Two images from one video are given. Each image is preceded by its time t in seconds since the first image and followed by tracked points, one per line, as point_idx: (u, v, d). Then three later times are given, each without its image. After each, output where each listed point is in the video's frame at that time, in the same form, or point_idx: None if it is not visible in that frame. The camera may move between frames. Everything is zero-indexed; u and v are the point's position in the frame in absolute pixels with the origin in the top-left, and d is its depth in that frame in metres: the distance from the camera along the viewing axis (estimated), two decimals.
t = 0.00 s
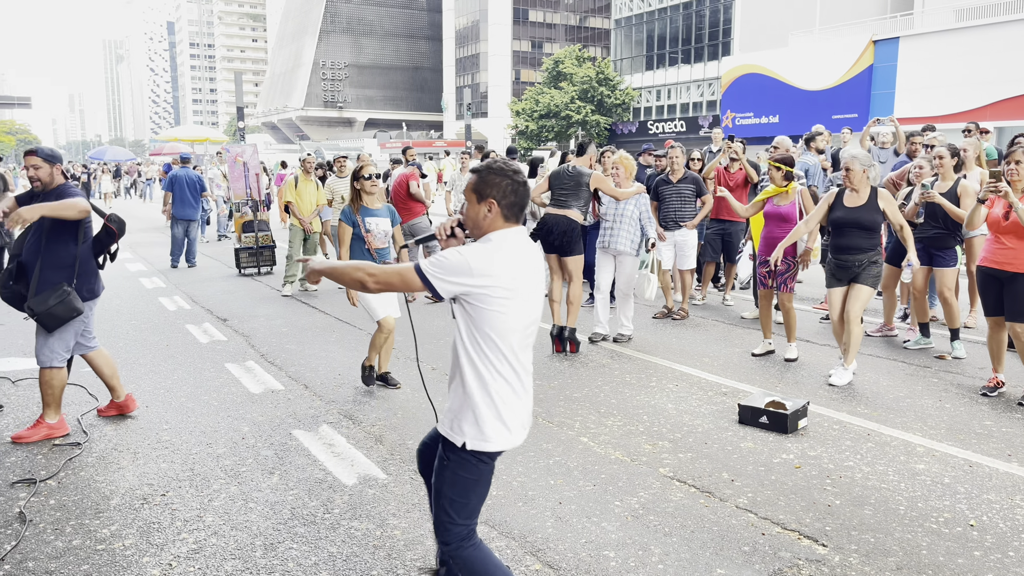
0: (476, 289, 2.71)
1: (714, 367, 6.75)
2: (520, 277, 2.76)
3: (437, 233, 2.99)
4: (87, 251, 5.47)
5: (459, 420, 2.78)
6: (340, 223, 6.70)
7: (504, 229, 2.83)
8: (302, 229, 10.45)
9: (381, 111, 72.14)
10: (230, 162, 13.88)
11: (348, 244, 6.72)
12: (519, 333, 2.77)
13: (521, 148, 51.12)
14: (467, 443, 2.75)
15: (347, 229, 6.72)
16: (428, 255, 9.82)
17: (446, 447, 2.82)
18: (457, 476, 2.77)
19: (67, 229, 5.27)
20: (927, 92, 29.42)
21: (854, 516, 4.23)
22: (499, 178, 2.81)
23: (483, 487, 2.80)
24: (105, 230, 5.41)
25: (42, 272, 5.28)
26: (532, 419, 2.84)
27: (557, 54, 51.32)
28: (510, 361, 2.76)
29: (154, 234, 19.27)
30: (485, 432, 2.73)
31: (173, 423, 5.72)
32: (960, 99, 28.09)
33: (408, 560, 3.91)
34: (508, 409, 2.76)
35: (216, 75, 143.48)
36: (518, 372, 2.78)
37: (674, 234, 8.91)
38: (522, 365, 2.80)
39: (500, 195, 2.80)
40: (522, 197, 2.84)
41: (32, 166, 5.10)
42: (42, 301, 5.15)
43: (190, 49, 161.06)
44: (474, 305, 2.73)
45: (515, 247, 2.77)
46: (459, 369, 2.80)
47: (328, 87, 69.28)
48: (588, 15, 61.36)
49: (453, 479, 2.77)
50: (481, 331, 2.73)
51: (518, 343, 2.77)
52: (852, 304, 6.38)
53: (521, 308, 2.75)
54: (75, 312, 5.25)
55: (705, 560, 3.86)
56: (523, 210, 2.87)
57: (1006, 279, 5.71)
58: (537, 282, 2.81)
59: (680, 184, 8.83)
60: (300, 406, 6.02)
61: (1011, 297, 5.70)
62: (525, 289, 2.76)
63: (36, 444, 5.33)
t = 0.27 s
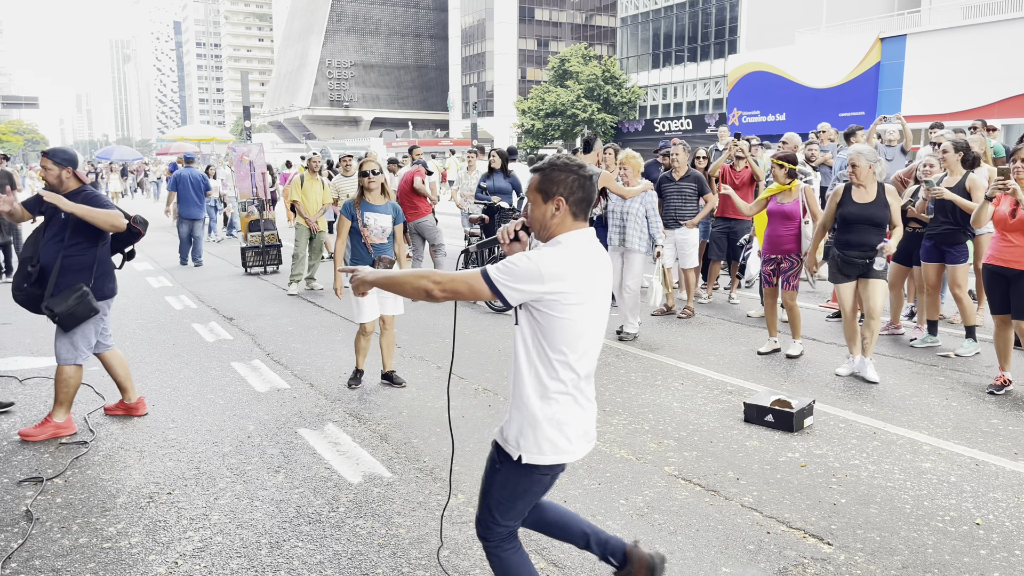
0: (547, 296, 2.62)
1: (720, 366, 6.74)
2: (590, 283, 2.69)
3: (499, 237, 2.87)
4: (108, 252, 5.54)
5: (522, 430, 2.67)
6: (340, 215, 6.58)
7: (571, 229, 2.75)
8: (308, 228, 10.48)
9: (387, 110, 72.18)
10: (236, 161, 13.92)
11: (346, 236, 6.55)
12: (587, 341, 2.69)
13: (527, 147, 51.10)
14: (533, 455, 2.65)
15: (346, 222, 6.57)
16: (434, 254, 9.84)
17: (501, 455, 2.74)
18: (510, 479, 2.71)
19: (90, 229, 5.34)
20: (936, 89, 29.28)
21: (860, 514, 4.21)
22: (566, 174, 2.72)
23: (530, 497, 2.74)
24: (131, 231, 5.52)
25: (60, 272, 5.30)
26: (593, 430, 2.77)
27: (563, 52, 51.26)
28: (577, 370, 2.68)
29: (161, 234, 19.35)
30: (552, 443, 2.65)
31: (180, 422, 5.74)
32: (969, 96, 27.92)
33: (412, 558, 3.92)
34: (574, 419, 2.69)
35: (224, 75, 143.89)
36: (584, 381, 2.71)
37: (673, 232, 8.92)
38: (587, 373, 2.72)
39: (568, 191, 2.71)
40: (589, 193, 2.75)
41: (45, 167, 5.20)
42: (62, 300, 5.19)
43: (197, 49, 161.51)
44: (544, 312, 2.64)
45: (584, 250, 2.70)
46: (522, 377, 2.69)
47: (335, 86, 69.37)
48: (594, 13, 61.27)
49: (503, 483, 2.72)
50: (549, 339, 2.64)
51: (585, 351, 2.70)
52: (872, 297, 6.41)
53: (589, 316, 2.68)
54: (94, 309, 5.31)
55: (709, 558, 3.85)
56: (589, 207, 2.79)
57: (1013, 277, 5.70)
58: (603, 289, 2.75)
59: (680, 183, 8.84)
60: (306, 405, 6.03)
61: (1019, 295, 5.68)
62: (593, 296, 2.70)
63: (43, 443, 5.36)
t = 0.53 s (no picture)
0: (612, 286, 2.41)
1: (719, 364, 6.73)
2: (658, 273, 2.46)
3: (558, 232, 2.70)
4: (110, 254, 5.50)
5: (588, 428, 2.49)
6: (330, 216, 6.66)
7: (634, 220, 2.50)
8: (308, 227, 10.47)
9: (387, 109, 72.20)
10: (236, 160, 13.93)
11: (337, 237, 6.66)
12: (657, 334, 2.47)
13: (527, 146, 51.10)
14: (601, 455, 2.46)
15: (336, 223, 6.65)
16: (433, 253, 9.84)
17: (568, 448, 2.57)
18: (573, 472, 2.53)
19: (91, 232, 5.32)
20: (936, 88, 29.27)
21: (860, 512, 4.21)
22: (623, 160, 2.48)
23: (593, 495, 2.54)
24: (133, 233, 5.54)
25: (89, 274, 5.39)
26: (669, 430, 2.56)
27: (563, 51, 51.26)
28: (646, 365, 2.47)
29: (162, 233, 19.37)
30: (620, 443, 2.46)
31: (180, 421, 5.75)
32: (969, 94, 27.90)
33: (412, 556, 3.92)
34: (645, 418, 2.48)
35: (224, 74, 143.95)
36: (655, 378, 2.49)
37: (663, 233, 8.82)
38: (659, 369, 2.51)
39: (627, 178, 2.47)
40: (651, 179, 2.51)
41: (48, 168, 5.19)
42: (106, 304, 5.36)
43: (197, 48, 161.49)
44: (608, 304, 2.43)
45: (651, 239, 2.47)
46: (587, 372, 2.51)
47: (335, 85, 69.37)
48: (594, 12, 61.25)
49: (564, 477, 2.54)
50: (615, 333, 2.43)
51: (655, 346, 2.48)
52: (872, 296, 6.38)
53: (659, 307, 2.46)
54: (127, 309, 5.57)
55: (708, 557, 3.85)
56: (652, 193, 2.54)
57: (1012, 275, 5.70)
58: (675, 279, 2.51)
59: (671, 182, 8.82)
60: (306, 404, 6.04)
61: (1017, 293, 5.69)
62: (662, 285, 2.47)
63: (43, 442, 5.36)
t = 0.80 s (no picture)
0: (677, 305, 2.36)
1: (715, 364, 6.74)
2: (726, 294, 2.40)
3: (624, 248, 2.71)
4: (105, 253, 5.49)
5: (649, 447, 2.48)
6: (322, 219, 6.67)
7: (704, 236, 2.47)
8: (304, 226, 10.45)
9: (383, 109, 72.12)
10: (232, 159, 13.92)
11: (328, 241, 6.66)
12: (722, 355, 2.42)
13: (523, 145, 51.07)
14: (662, 475, 2.45)
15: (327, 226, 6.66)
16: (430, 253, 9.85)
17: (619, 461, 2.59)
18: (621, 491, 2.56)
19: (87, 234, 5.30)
20: (931, 87, 29.34)
21: (855, 511, 4.22)
22: (690, 176, 2.44)
23: (630, 511, 2.59)
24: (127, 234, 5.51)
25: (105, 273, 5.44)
26: (732, 451, 2.52)
27: (559, 50, 51.23)
28: (710, 387, 2.42)
29: (156, 232, 19.32)
30: (682, 464, 2.43)
31: (175, 421, 5.74)
32: (965, 93, 27.95)
33: (407, 556, 3.92)
34: (708, 439, 2.45)
35: (220, 73, 143.68)
36: (719, 400, 2.45)
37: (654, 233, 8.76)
38: (723, 390, 2.46)
39: (695, 195, 2.44)
40: (720, 195, 2.47)
41: (45, 167, 5.17)
42: (137, 295, 5.47)
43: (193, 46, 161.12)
44: (673, 323, 2.38)
45: (719, 258, 2.41)
46: (649, 389, 2.49)
47: (330, 84, 69.24)
48: (590, 12, 61.25)
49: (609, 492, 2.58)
50: (679, 354, 2.39)
51: (720, 368, 2.43)
52: (865, 298, 6.39)
53: (725, 329, 2.41)
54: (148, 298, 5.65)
55: (704, 555, 3.86)
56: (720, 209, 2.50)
57: (1007, 275, 5.72)
58: (742, 298, 2.45)
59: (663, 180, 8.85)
60: (301, 403, 6.03)
61: (1012, 293, 5.70)
62: (729, 307, 2.41)
63: (38, 442, 5.35)
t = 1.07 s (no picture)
0: (726, 298, 2.22)
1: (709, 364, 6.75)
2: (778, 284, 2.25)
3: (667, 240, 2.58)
4: (100, 251, 5.50)
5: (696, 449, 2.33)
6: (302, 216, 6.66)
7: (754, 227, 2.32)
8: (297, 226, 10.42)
9: (377, 108, 72.03)
10: (225, 159, 13.90)
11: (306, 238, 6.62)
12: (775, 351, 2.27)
13: (518, 145, 51.10)
14: (711, 481, 2.29)
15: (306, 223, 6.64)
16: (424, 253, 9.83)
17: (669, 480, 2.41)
18: (687, 522, 2.33)
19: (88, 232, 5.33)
20: (924, 88, 29.44)
21: (848, 511, 4.23)
22: (741, 162, 2.29)
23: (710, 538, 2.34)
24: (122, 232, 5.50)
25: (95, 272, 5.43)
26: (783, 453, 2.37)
27: (554, 51, 51.28)
28: (760, 384, 2.27)
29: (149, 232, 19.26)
30: (732, 469, 2.28)
31: (168, 421, 5.73)
32: (957, 94, 28.07)
33: (401, 557, 3.92)
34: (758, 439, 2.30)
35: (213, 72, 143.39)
36: (769, 397, 2.30)
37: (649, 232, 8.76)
38: (774, 387, 2.31)
39: (746, 182, 2.29)
40: (772, 183, 2.33)
41: (43, 164, 5.17)
42: (117, 296, 5.44)
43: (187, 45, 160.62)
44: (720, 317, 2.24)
45: (772, 248, 2.26)
46: (695, 387, 2.34)
47: (324, 84, 69.17)
48: (585, 12, 61.36)
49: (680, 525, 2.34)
50: (727, 348, 2.25)
51: (772, 364, 2.28)
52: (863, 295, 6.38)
53: (778, 323, 2.26)
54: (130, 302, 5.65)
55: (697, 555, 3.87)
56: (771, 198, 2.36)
57: (1001, 275, 5.75)
58: (797, 291, 2.29)
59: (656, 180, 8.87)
60: (295, 404, 6.02)
61: (1006, 294, 5.72)
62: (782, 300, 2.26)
63: (30, 443, 5.33)
